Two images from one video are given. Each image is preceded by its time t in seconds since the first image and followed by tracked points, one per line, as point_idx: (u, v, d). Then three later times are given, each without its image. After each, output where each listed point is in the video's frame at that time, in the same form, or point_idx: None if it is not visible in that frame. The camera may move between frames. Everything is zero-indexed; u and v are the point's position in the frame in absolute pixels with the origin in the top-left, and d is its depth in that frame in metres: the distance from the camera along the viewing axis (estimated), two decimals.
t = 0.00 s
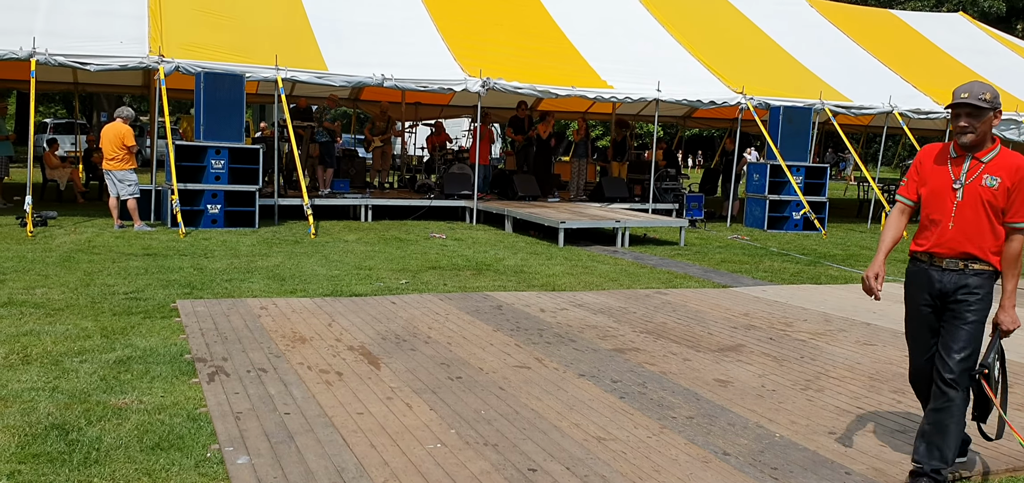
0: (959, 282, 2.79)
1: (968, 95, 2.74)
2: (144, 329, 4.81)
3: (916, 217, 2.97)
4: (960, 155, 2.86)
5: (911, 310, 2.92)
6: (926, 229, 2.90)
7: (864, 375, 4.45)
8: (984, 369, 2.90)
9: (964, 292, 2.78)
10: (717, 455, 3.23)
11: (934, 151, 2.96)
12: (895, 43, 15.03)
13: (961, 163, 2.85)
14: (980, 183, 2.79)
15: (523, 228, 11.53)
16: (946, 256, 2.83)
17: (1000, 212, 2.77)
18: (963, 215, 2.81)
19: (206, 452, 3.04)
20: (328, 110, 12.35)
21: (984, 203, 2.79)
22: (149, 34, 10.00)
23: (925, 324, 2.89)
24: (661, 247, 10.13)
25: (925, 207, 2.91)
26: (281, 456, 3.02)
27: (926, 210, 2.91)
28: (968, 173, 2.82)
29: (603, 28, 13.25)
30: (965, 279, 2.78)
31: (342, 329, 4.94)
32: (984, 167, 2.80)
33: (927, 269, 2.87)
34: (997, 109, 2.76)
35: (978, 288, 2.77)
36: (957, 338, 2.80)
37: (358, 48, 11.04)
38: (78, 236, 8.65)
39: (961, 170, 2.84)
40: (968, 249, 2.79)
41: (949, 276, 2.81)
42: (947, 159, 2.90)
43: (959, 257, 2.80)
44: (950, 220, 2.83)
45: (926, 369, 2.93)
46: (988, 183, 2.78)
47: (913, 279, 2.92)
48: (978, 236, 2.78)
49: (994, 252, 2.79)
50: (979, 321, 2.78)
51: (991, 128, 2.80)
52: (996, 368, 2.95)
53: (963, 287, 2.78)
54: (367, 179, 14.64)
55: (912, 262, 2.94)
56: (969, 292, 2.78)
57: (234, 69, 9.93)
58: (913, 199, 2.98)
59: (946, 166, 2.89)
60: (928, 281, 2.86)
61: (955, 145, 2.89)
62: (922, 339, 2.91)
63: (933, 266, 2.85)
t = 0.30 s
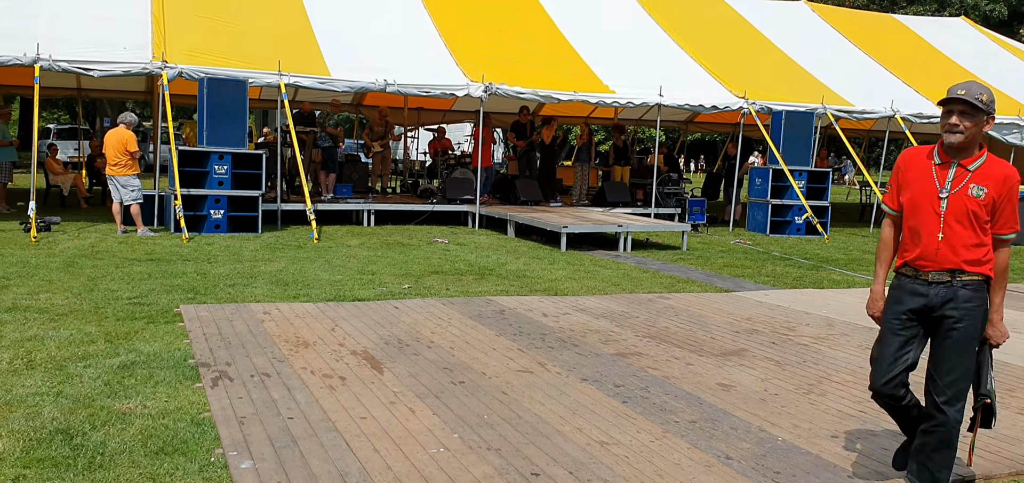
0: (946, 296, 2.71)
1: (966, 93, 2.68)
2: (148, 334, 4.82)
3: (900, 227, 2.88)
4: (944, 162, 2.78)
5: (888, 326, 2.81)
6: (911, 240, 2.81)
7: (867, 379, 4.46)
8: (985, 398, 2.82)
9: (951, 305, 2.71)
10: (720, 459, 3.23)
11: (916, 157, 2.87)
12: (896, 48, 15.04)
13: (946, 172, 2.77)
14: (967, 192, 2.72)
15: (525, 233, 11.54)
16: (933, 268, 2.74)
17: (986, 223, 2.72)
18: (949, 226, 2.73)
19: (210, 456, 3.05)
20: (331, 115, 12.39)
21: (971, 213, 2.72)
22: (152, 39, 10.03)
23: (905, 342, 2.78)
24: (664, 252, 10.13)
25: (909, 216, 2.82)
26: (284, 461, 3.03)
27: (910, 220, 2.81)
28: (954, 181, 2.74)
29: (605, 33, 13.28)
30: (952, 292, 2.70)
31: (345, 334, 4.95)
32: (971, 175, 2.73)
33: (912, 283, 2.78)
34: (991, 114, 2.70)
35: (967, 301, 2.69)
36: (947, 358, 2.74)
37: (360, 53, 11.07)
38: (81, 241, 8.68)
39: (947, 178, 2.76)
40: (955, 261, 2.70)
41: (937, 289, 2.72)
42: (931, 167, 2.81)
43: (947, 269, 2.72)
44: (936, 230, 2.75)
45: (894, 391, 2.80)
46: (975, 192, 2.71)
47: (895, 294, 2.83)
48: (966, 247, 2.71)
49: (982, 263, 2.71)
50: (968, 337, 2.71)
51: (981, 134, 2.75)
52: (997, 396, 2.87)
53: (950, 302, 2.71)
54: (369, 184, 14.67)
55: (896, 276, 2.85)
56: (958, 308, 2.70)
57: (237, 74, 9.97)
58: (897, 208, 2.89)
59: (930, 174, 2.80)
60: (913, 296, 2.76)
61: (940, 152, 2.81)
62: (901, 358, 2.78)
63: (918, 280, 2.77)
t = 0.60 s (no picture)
0: (936, 310, 2.62)
1: (938, 92, 2.58)
2: (153, 337, 4.83)
3: (886, 235, 2.80)
4: (922, 166, 2.69)
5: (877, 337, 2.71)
6: (893, 249, 2.73)
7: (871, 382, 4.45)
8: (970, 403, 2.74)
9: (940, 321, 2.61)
10: (723, 462, 3.23)
11: (895, 162, 2.78)
12: (901, 50, 15.03)
13: (925, 176, 2.67)
14: (947, 197, 2.61)
15: (530, 236, 11.56)
16: (918, 280, 2.64)
17: (971, 228, 2.60)
18: (931, 234, 2.63)
19: (215, 459, 3.05)
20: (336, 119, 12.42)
21: (952, 218, 2.61)
22: (157, 43, 10.06)
23: (893, 355, 2.69)
24: (668, 254, 10.13)
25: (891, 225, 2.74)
26: (289, 464, 3.03)
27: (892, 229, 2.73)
28: (932, 187, 2.64)
29: (609, 36, 13.29)
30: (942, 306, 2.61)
31: (350, 337, 4.96)
32: (949, 179, 2.62)
33: (898, 295, 2.68)
34: (967, 112, 2.59)
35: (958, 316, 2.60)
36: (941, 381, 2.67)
37: (365, 57, 11.10)
38: (87, 245, 8.71)
39: (925, 183, 2.66)
40: (939, 271, 2.61)
41: (924, 303, 2.63)
42: (908, 173, 2.72)
43: (932, 280, 2.62)
44: (918, 239, 2.65)
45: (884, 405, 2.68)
46: (955, 197, 2.60)
47: (880, 305, 2.73)
48: (950, 255, 2.61)
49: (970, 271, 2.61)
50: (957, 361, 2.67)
51: (959, 133, 2.63)
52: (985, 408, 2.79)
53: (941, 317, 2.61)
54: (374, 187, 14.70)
55: (879, 286, 2.75)
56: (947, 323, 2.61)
57: (242, 78, 10.01)
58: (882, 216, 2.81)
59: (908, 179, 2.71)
60: (899, 308, 2.67)
61: (919, 157, 2.71)
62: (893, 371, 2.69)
63: (904, 292, 2.67)
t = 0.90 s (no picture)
0: (905, 321, 2.47)
1: (898, 91, 2.46)
2: (159, 339, 4.85)
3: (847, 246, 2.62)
4: (891, 171, 2.54)
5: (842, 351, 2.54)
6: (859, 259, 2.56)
7: (877, 383, 4.44)
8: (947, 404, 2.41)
9: (909, 332, 2.46)
10: (728, 464, 3.22)
11: (859, 169, 2.64)
12: (908, 52, 15.00)
13: (893, 181, 2.52)
14: (918, 201, 2.47)
15: (536, 238, 11.57)
16: (887, 290, 2.49)
17: (941, 234, 2.45)
18: (900, 241, 2.48)
19: (220, 461, 3.06)
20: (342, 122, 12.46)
21: (923, 223, 2.46)
22: (164, 47, 10.09)
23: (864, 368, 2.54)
24: (674, 256, 10.13)
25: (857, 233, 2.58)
26: (294, 465, 3.04)
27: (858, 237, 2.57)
28: (902, 191, 2.50)
29: (615, 38, 13.30)
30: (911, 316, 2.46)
31: (355, 339, 4.97)
32: (920, 182, 2.48)
33: (864, 303, 2.52)
34: (931, 112, 2.45)
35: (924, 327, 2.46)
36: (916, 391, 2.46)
37: (371, 60, 11.13)
38: (94, 248, 8.74)
39: (895, 188, 2.51)
40: (910, 280, 2.46)
41: (892, 313, 2.48)
42: (876, 178, 2.57)
43: (902, 291, 2.48)
44: (887, 247, 2.50)
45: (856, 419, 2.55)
46: (927, 200, 2.46)
47: (845, 315, 2.56)
48: (922, 263, 2.46)
49: (941, 280, 2.47)
50: (931, 370, 2.44)
51: (924, 135, 2.49)
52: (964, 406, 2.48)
53: (909, 327, 2.46)
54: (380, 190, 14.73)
55: (843, 295, 2.59)
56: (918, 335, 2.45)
57: (248, 82, 10.04)
58: (842, 227, 2.64)
59: (875, 184, 2.56)
60: (866, 319, 2.51)
61: (885, 162, 2.57)
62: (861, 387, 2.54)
63: (871, 300, 2.51)
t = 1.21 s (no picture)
0: (879, 322, 2.41)
1: (875, 88, 2.39)
2: (169, 343, 4.85)
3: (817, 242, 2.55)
4: (870, 167, 2.47)
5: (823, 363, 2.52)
6: (836, 259, 2.50)
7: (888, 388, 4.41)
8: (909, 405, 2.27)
9: (884, 332, 2.40)
10: (738, 469, 3.20)
11: (838, 164, 2.58)
12: (920, 54, 14.93)
13: (873, 178, 2.46)
14: (898, 199, 2.41)
15: (545, 242, 11.57)
16: (861, 292, 2.44)
17: (919, 235, 2.39)
18: (877, 242, 2.43)
19: (229, 465, 3.06)
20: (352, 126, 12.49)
21: (901, 223, 2.40)
22: (175, 51, 10.14)
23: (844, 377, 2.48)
24: (684, 260, 10.10)
25: (834, 232, 2.52)
26: (303, 469, 3.04)
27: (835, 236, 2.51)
28: (881, 188, 2.43)
29: (624, 41, 13.29)
30: (885, 317, 2.40)
31: (364, 343, 4.97)
32: (900, 180, 2.42)
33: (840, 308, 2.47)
34: (911, 110, 2.38)
35: (899, 324, 2.39)
36: (874, 385, 2.37)
37: (380, 64, 11.15)
38: (104, 252, 8.78)
39: (873, 185, 2.45)
40: (884, 283, 2.41)
41: (866, 316, 2.42)
42: (855, 173, 2.50)
43: (876, 293, 2.42)
44: (864, 247, 2.44)
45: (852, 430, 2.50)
46: (907, 199, 2.40)
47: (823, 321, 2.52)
48: (899, 266, 2.40)
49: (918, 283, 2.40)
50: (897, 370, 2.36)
51: (903, 133, 2.43)
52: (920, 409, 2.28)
53: (883, 326, 2.40)
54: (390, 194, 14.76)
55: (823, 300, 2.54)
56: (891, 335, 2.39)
57: (258, 86, 10.08)
58: (816, 223, 2.57)
59: (854, 181, 2.49)
60: (840, 322, 2.46)
61: (866, 157, 2.50)
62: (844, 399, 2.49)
63: (847, 305, 2.46)
